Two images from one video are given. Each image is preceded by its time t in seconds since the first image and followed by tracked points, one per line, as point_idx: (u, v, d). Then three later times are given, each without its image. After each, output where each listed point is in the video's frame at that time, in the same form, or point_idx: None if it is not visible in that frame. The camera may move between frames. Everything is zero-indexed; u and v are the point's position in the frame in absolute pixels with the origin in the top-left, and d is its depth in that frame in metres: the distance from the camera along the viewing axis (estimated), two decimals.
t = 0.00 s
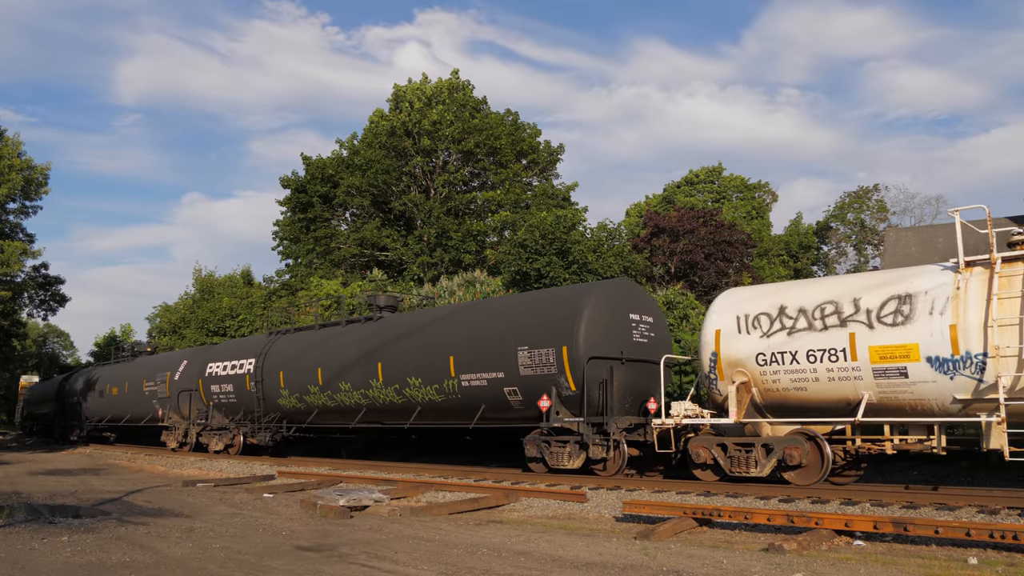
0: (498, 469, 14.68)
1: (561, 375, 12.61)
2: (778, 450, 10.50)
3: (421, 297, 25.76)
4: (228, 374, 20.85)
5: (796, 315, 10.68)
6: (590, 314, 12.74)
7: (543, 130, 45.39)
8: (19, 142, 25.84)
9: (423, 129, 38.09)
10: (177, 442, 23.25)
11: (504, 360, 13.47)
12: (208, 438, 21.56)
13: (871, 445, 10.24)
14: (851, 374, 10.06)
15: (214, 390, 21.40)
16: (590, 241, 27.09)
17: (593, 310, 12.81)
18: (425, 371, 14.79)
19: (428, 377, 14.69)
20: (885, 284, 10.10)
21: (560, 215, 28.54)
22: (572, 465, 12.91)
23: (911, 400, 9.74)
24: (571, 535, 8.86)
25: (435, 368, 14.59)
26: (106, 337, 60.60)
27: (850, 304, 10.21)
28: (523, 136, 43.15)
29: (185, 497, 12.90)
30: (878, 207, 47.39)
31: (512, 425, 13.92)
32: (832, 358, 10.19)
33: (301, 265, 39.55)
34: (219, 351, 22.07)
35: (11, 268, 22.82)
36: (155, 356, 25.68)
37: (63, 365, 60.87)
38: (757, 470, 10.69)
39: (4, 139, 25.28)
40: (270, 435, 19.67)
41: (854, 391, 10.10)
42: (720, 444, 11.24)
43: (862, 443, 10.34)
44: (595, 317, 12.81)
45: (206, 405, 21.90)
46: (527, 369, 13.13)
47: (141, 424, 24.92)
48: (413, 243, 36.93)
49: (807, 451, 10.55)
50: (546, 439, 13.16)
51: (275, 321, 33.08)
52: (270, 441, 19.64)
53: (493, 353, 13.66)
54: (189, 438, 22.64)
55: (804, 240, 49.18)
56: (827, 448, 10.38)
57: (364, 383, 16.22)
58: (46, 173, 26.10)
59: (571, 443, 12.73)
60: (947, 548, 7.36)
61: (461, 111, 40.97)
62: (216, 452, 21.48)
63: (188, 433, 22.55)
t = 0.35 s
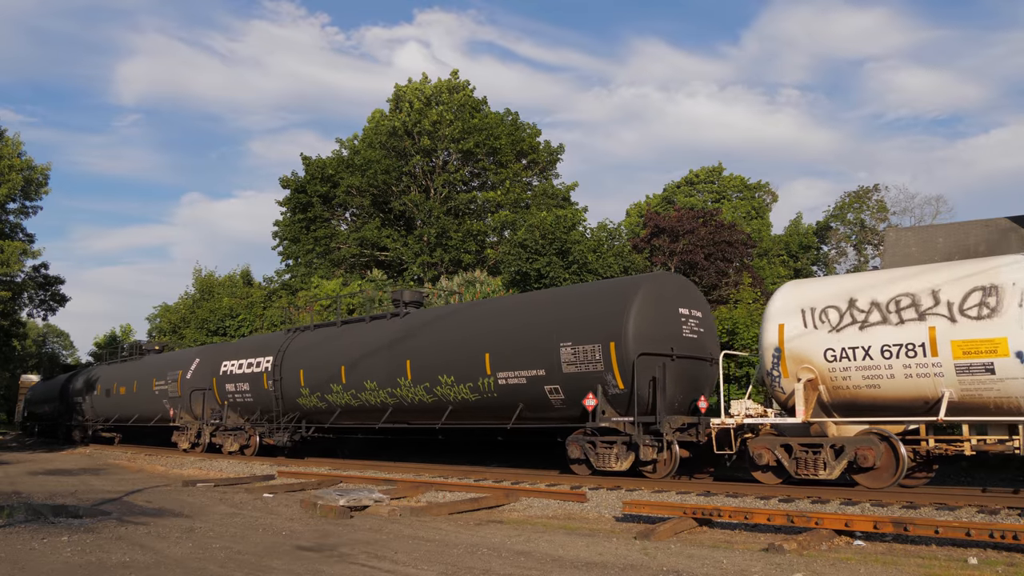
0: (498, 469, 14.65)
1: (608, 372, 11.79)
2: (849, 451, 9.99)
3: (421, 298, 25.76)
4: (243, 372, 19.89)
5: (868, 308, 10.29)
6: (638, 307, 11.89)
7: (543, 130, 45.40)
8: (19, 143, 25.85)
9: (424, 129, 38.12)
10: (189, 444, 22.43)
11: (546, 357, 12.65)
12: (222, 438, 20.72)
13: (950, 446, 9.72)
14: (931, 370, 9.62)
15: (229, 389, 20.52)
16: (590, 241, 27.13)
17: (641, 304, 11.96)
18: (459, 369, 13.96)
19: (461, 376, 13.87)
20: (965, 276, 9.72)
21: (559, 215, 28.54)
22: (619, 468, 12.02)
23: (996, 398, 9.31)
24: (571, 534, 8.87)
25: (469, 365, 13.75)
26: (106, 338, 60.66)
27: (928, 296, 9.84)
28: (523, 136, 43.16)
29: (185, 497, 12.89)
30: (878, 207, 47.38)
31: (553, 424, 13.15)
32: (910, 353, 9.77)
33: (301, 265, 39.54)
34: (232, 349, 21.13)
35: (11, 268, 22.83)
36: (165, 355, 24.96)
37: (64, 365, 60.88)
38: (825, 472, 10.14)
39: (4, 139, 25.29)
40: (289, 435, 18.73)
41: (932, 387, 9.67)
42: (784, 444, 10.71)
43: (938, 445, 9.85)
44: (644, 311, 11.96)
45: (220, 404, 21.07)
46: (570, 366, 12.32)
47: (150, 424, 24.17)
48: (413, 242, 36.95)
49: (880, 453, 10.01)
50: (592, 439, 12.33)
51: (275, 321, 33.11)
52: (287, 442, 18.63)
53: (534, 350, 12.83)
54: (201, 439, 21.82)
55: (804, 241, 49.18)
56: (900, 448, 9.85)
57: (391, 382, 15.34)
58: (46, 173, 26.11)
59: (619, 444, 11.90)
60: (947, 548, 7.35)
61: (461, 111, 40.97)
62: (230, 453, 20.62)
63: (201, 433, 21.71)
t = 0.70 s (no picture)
0: (498, 469, 14.64)
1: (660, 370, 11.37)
2: (929, 452, 9.53)
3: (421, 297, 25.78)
4: (261, 371, 19.30)
5: (949, 301, 9.87)
6: (691, 301, 11.50)
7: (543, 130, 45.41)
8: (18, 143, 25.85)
9: (423, 129, 38.14)
10: (202, 444, 21.90)
11: (591, 353, 12.24)
12: (239, 439, 20.17)
13: None
14: (1022, 366, 9.15)
15: (245, 388, 19.97)
16: (590, 241, 27.16)
17: (694, 300, 11.56)
18: (496, 366, 13.54)
19: (499, 374, 13.47)
20: None
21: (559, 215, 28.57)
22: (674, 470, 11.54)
23: None
24: (571, 534, 8.86)
25: (508, 362, 13.34)
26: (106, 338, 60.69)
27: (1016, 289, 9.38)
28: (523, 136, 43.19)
29: (185, 496, 12.90)
30: (878, 207, 47.39)
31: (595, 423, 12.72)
32: (998, 348, 9.33)
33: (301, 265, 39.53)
34: (247, 347, 20.57)
35: (11, 269, 22.82)
36: (175, 353, 24.43)
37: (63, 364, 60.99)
38: (903, 474, 9.65)
39: (4, 139, 25.28)
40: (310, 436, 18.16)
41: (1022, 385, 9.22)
42: (855, 445, 10.17)
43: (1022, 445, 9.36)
44: (698, 307, 11.56)
45: (235, 404, 20.53)
46: (618, 363, 11.92)
47: (161, 424, 23.68)
48: (413, 242, 36.97)
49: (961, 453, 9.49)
50: (642, 440, 11.85)
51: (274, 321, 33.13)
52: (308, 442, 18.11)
53: (579, 346, 12.42)
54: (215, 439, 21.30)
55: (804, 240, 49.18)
56: (984, 449, 9.34)
57: (422, 380, 14.86)
58: (46, 173, 26.11)
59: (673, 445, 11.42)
60: (947, 548, 7.35)
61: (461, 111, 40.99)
62: (246, 454, 20.13)
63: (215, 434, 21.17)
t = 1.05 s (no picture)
0: (498, 469, 14.63)
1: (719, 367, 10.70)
2: (1021, 453, 8.81)
3: (421, 297, 25.80)
4: (279, 369, 18.74)
5: None
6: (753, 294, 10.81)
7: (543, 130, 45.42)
8: (18, 143, 25.85)
9: (423, 129, 38.13)
10: (215, 445, 21.35)
11: (642, 350, 11.55)
12: (255, 439, 19.66)
13: None
14: None
15: (262, 386, 19.41)
16: (591, 240, 27.20)
17: (755, 292, 10.87)
18: (537, 364, 12.84)
19: (541, 372, 12.78)
20: None
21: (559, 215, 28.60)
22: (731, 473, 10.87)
23: None
24: (571, 534, 8.86)
25: (551, 359, 12.65)
26: (106, 338, 60.70)
27: None
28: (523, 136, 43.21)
29: (185, 497, 12.90)
30: (878, 207, 47.39)
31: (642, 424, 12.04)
32: None
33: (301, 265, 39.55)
34: (264, 344, 20.06)
35: (11, 269, 22.84)
36: (186, 351, 23.91)
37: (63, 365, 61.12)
38: (988, 478, 8.99)
39: (4, 139, 25.29)
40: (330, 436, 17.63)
41: None
42: (935, 446, 9.54)
43: None
44: (758, 300, 10.88)
45: (251, 403, 20.03)
46: (672, 360, 11.22)
47: (172, 424, 23.18)
48: (413, 242, 37.00)
49: None
50: (697, 440, 11.15)
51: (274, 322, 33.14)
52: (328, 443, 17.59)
53: (628, 343, 11.72)
54: (230, 439, 20.77)
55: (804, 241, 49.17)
56: None
57: (454, 378, 14.19)
58: (46, 173, 26.12)
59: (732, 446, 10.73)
60: (947, 548, 7.34)
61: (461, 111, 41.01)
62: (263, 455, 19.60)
63: (230, 434, 20.67)
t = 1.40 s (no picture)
0: (498, 469, 14.63)
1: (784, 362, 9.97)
2: None
3: (421, 297, 25.82)
4: (300, 367, 18.15)
5: None
6: (819, 286, 10.07)
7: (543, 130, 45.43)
8: (18, 143, 25.86)
9: (423, 129, 38.08)
10: (230, 445, 20.77)
11: (697, 346, 10.80)
12: (273, 441, 19.11)
13: None
14: None
15: (280, 385, 18.80)
16: (591, 241, 27.26)
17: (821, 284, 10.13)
18: (583, 361, 12.15)
19: (586, 369, 12.09)
20: None
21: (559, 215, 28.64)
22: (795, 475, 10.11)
23: None
24: (571, 534, 8.87)
25: (598, 356, 11.95)
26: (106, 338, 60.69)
27: None
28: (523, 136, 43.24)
29: (185, 497, 12.90)
30: (878, 207, 47.37)
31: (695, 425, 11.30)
32: None
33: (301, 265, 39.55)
34: (283, 342, 19.51)
35: (11, 269, 22.84)
36: (197, 349, 23.25)
37: (63, 365, 61.19)
38: None
39: (4, 139, 25.31)
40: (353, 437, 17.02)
41: None
42: None
43: None
44: (825, 292, 10.13)
45: (269, 402, 19.46)
46: (730, 356, 10.45)
47: (183, 424, 22.62)
48: (414, 243, 36.96)
49: None
50: (756, 441, 10.41)
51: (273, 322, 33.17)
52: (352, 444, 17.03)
53: (682, 338, 10.98)
54: (246, 440, 20.19)
55: (804, 241, 49.17)
56: None
57: (491, 376, 13.54)
58: (46, 173, 26.13)
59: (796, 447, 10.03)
60: (948, 548, 7.34)
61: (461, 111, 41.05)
62: (280, 456, 19.03)
63: (245, 435, 20.10)
